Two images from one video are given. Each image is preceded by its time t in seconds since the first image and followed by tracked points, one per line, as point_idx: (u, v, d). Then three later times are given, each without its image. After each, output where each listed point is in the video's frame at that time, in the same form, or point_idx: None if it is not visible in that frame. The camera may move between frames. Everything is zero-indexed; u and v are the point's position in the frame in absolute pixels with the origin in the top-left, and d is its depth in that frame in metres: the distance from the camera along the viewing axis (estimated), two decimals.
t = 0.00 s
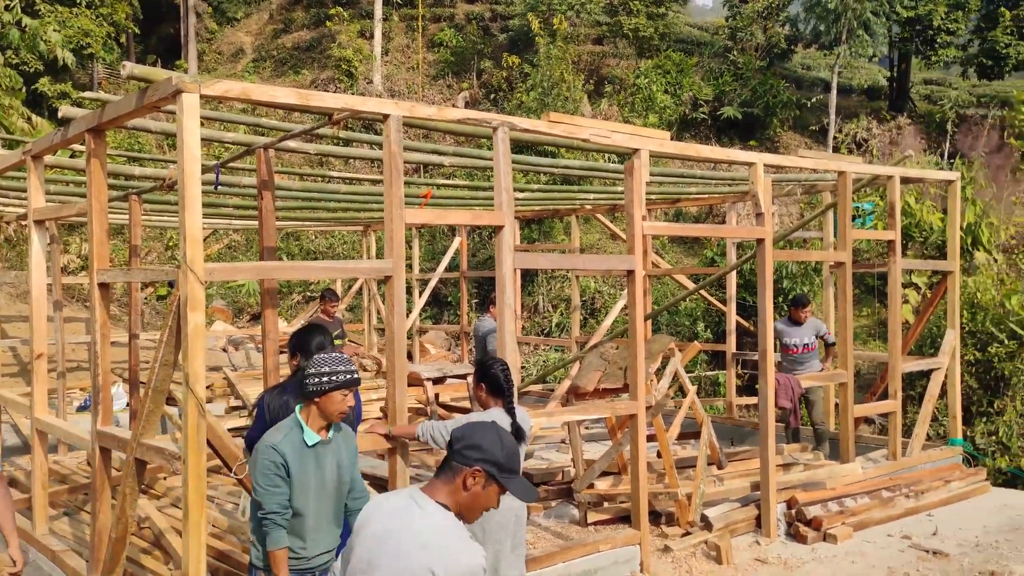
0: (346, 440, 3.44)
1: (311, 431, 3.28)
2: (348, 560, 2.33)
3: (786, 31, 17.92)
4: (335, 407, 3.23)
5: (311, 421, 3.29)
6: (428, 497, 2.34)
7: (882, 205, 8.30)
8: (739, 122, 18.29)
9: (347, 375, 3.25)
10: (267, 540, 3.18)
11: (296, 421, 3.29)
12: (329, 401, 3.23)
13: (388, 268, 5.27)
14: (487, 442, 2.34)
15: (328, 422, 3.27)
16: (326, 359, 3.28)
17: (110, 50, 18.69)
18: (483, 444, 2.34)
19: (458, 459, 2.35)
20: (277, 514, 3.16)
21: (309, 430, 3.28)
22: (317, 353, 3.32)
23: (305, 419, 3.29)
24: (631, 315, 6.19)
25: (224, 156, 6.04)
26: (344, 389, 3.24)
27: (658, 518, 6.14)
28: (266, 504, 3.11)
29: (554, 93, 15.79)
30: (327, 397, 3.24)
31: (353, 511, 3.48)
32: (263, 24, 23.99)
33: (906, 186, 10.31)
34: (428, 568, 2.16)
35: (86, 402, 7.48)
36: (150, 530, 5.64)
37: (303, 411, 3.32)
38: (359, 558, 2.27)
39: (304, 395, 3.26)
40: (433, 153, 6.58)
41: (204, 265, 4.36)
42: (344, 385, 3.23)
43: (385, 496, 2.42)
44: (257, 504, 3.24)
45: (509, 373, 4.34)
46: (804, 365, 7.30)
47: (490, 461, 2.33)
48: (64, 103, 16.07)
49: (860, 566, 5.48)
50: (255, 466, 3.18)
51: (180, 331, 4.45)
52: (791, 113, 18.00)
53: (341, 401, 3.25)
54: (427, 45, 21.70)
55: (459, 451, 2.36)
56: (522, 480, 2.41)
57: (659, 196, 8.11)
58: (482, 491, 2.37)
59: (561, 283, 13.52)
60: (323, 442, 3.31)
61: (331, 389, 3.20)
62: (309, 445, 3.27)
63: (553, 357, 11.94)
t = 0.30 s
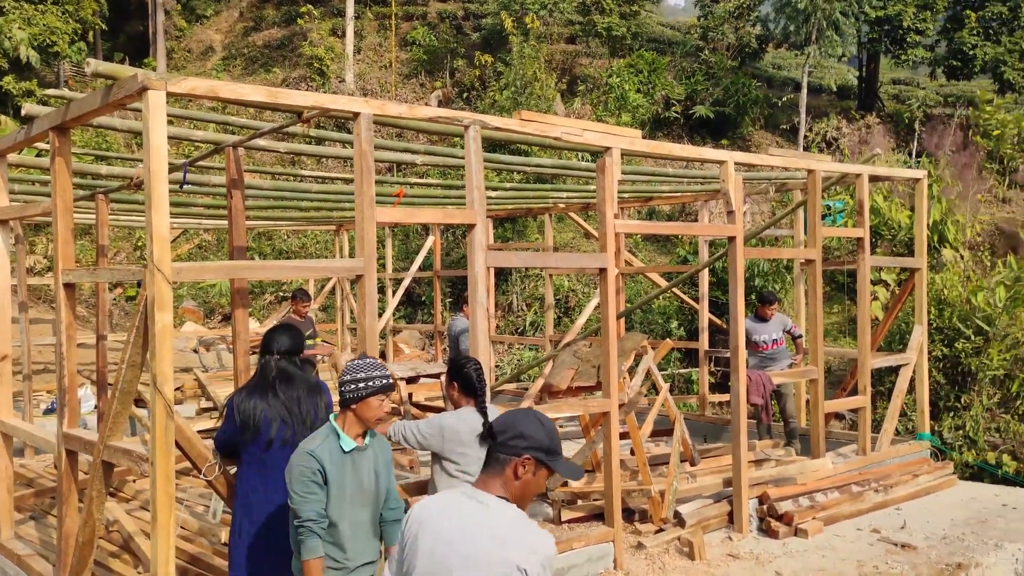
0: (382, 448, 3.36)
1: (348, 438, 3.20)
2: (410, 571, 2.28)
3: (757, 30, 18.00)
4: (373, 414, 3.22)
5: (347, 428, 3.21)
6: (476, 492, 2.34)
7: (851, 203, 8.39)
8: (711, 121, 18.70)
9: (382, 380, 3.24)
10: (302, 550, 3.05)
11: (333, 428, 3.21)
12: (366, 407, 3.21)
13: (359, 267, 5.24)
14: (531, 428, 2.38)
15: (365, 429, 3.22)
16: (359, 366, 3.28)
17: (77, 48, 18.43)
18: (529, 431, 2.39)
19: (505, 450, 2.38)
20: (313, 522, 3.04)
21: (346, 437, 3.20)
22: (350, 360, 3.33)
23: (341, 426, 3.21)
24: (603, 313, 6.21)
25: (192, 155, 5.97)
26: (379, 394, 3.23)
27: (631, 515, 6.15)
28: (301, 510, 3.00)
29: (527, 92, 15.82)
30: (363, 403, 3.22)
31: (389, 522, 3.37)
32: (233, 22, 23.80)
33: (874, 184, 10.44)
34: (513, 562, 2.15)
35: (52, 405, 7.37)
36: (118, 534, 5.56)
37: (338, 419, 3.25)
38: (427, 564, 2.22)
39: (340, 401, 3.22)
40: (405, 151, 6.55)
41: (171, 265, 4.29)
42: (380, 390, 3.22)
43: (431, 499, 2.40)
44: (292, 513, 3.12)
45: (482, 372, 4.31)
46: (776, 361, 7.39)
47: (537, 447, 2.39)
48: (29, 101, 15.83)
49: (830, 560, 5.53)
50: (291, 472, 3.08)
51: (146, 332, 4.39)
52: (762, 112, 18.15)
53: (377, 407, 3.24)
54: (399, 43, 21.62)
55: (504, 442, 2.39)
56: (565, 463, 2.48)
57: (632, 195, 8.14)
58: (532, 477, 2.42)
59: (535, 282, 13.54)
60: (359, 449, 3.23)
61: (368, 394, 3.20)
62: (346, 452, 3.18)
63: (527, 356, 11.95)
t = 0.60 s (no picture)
0: (424, 447, 3.31)
1: (392, 436, 3.16)
2: None
3: (720, 31, 18.44)
4: (421, 412, 3.18)
5: (392, 425, 3.17)
6: (592, 508, 2.35)
7: (812, 203, 8.50)
8: (675, 121, 18.91)
9: (430, 376, 3.21)
10: (340, 549, 3.01)
11: (377, 425, 3.16)
12: (414, 404, 3.17)
13: (322, 267, 5.18)
14: (647, 447, 2.39)
15: (412, 426, 3.18)
16: (405, 360, 3.22)
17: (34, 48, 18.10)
18: (644, 451, 2.38)
19: (621, 469, 2.38)
20: (353, 522, 3.00)
21: (390, 435, 3.15)
22: (396, 354, 3.26)
23: (386, 423, 3.16)
24: (569, 312, 6.22)
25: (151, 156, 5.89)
26: (427, 391, 3.19)
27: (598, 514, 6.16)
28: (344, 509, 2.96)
29: (493, 92, 15.84)
30: (410, 400, 3.17)
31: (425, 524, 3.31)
32: (195, 22, 23.52)
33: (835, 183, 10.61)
34: None
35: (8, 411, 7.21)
36: (77, 541, 5.45)
37: (382, 416, 3.20)
38: None
39: (387, 398, 3.17)
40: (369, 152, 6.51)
41: (130, 266, 4.18)
42: (427, 387, 3.19)
43: (548, 513, 2.39)
44: (331, 510, 3.08)
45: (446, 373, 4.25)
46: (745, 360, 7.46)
47: (652, 466, 2.39)
48: None
49: (795, 555, 5.58)
50: (333, 469, 3.05)
51: (104, 334, 4.31)
52: (726, 113, 18.34)
53: (425, 403, 3.20)
54: (364, 44, 21.53)
55: (620, 460, 2.39)
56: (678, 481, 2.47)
57: (597, 195, 8.17)
58: (647, 496, 2.42)
59: (502, 282, 13.55)
60: (403, 449, 3.19)
61: (416, 391, 3.16)
62: (390, 450, 3.14)
63: (494, 356, 11.95)
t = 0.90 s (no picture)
0: (434, 457, 3.28)
1: (401, 450, 3.13)
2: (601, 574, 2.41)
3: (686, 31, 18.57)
4: (427, 422, 3.13)
5: (399, 439, 3.13)
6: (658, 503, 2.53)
7: (778, 201, 8.59)
8: (643, 121, 19.04)
9: (433, 386, 3.17)
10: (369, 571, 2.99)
11: (385, 442, 3.13)
12: (420, 415, 3.12)
13: (286, 266, 5.10)
14: (704, 442, 2.59)
15: (420, 437, 3.14)
16: (407, 371, 3.18)
17: None
18: (703, 447, 2.58)
19: (681, 465, 2.56)
20: (379, 541, 2.99)
21: (399, 449, 3.12)
22: (394, 366, 3.22)
23: (393, 438, 3.13)
24: (536, 309, 6.21)
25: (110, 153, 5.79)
26: (431, 401, 3.15)
27: (568, 511, 6.15)
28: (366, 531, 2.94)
29: (461, 91, 15.84)
30: (416, 412, 3.13)
31: (445, 533, 3.32)
32: (157, 19, 23.22)
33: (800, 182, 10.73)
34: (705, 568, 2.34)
35: None
36: (35, 546, 5.32)
37: (388, 431, 3.16)
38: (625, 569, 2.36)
39: (392, 413, 3.13)
40: (334, 149, 6.45)
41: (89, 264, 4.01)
42: (430, 397, 3.14)
43: (612, 513, 2.53)
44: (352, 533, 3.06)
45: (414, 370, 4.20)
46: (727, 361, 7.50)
47: (711, 462, 2.59)
48: None
49: (762, 549, 5.62)
50: (348, 491, 3.02)
51: (61, 334, 4.19)
52: (693, 112, 18.51)
53: (431, 413, 3.15)
54: (331, 42, 21.40)
55: (680, 458, 2.57)
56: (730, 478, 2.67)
57: (565, 193, 8.18)
58: (704, 491, 2.60)
59: (471, 282, 13.55)
60: (413, 461, 3.16)
61: (421, 402, 3.11)
62: (400, 464, 3.11)
63: (463, 355, 11.93)
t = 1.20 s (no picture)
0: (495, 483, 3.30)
1: (473, 472, 3.13)
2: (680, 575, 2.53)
3: (657, 30, 18.70)
4: (496, 444, 3.20)
5: (470, 460, 3.16)
6: (733, 505, 2.63)
7: (747, 198, 8.66)
8: (614, 120, 18.98)
9: (501, 410, 3.23)
10: None
11: (457, 463, 3.13)
12: (488, 437, 3.19)
13: (254, 262, 5.03)
14: (777, 447, 2.66)
15: (487, 460, 3.19)
16: (473, 397, 3.23)
17: None
18: (775, 452, 2.65)
19: (756, 468, 2.64)
20: (456, 562, 2.97)
21: (471, 470, 3.12)
22: (461, 392, 3.27)
23: (464, 460, 3.15)
24: (507, 306, 6.21)
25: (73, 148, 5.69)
26: (500, 423, 3.22)
27: (538, 508, 6.17)
28: (448, 550, 2.92)
29: (432, 89, 15.81)
30: (483, 434, 3.20)
31: (503, 561, 3.32)
32: (122, 14, 22.88)
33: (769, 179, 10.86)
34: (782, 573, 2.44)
35: None
36: None
37: (458, 453, 3.18)
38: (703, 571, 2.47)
39: (463, 436, 3.17)
40: (302, 145, 6.39)
41: (50, 261, 3.85)
42: (498, 418, 3.21)
43: (690, 513, 2.65)
44: (426, 554, 3.03)
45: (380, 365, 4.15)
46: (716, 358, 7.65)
47: (783, 465, 2.66)
48: None
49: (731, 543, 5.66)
50: (427, 511, 3.00)
51: (21, 332, 4.10)
52: (663, 111, 18.63)
53: (498, 436, 3.22)
54: (300, 39, 21.24)
55: (753, 461, 2.65)
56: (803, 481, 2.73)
57: (536, 191, 8.18)
58: (776, 494, 2.68)
59: (442, 280, 13.54)
60: (483, 483, 3.16)
61: (492, 425, 3.17)
62: (474, 485, 3.10)
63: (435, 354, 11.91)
